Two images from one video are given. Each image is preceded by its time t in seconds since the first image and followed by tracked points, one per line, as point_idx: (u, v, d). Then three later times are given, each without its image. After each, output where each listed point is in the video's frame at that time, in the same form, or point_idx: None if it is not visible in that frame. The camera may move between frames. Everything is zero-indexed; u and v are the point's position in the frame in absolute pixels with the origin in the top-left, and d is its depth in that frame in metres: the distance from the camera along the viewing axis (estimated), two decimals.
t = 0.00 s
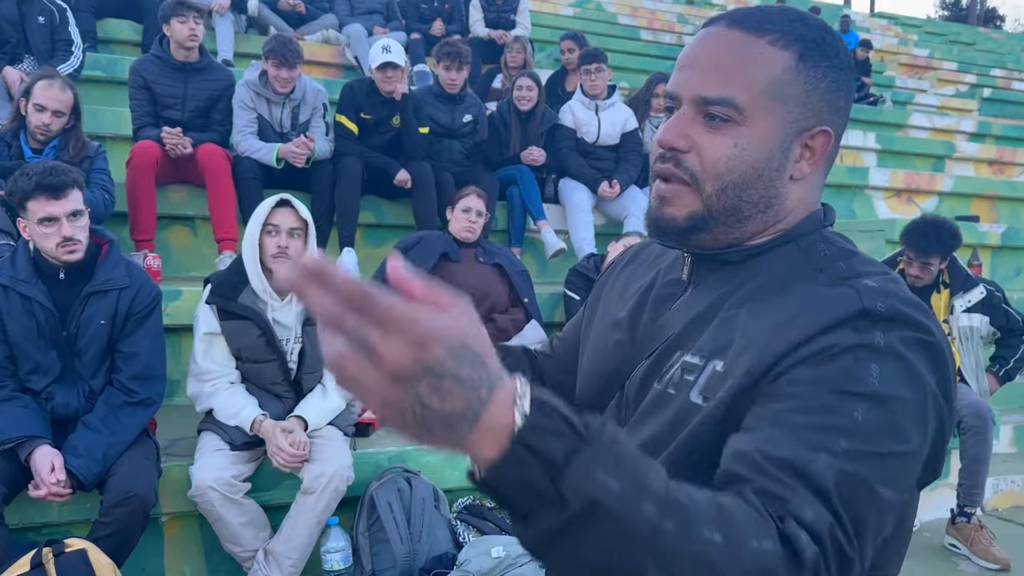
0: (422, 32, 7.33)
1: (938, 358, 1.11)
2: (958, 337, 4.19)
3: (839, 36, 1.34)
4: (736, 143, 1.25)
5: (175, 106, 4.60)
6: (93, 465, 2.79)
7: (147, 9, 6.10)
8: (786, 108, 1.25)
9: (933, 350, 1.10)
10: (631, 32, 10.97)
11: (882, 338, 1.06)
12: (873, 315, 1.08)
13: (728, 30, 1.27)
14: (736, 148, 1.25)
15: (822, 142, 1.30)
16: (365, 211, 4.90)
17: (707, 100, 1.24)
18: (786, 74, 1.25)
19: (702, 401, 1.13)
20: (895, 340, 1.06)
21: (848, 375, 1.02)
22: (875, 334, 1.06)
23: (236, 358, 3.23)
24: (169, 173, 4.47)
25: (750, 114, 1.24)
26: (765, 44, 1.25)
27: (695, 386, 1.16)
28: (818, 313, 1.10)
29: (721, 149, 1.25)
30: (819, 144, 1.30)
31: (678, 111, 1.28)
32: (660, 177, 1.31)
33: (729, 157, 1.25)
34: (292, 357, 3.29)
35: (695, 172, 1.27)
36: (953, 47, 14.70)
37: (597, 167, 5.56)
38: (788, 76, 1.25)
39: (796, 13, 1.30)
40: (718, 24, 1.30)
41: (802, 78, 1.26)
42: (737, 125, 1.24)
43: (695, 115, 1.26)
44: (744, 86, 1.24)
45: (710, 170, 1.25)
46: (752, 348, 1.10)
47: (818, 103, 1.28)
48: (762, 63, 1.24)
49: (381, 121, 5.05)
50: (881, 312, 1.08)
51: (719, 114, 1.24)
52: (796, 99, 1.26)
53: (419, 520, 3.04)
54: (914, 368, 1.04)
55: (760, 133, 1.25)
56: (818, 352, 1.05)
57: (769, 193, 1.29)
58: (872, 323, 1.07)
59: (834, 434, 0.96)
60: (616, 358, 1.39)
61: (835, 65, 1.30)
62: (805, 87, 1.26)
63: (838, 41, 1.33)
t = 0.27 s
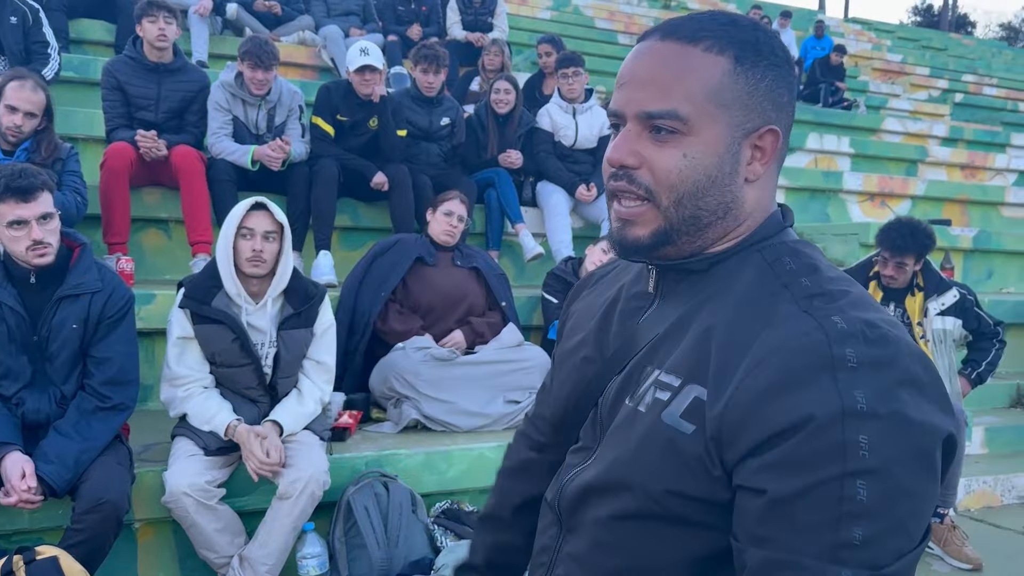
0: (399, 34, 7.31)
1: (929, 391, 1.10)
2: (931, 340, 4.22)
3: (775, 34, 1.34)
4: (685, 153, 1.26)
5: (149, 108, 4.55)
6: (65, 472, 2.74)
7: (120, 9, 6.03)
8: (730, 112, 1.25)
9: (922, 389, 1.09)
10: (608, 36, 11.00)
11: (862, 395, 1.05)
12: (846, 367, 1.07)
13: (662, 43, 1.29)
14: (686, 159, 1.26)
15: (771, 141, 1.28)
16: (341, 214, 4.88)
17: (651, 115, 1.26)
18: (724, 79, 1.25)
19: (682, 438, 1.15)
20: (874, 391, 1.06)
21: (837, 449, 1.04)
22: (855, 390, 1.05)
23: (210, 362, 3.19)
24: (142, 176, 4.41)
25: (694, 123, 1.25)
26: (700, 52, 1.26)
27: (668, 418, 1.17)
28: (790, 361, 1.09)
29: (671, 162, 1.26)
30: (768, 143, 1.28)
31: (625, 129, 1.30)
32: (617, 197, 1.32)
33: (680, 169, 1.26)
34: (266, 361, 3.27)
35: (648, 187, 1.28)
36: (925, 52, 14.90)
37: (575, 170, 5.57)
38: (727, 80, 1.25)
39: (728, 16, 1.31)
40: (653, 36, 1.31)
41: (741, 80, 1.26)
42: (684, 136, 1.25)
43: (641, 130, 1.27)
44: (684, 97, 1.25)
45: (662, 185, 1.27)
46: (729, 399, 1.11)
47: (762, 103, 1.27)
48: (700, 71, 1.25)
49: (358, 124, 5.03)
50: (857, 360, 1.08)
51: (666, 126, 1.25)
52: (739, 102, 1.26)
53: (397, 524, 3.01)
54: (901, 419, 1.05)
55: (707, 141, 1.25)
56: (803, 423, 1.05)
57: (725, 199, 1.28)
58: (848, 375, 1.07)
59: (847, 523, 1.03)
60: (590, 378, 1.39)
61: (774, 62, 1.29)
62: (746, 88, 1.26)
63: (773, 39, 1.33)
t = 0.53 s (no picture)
0: (388, 34, 7.29)
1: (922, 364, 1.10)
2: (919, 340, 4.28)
3: (734, 33, 1.34)
4: (651, 151, 1.24)
5: (135, 107, 4.53)
6: (51, 474, 2.72)
7: (107, 8, 5.99)
8: (694, 109, 1.24)
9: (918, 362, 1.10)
10: (597, 37, 11.01)
11: (865, 377, 1.04)
12: (844, 351, 1.05)
13: (624, 45, 1.28)
14: (652, 157, 1.25)
15: (736, 136, 1.27)
16: (330, 215, 4.87)
17: (617, 115, 1.25)
18: (687, 77, 1.24)
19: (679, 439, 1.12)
20: (875, 372, 1.04)
21: (856, 440, 1.02)
22: (857, 373, 1.04)
23: (197, 363, 3.18)
24: (129, 176, 4.38)
25: (659, 121, 1.24)
26: (662, 51, 1.26)
27: (660, 417, 1.14)
28: (788, 350, 1.07)
29: (637, 160, 1.25)
30: (734, 139, 1.27)
31: (591, 130, 1.29)
32: (587, 198, 1.31)
33: (646, 166, 1.25)
34: (254, 362, 3.25)
35: (616, 186, 1.26)
36: (912, 54, 15.00)
37: (564, 170, 5.58)
38: (689, 78, 1.25)
39: (687, 18, 1.31)
40: (615, 39, 1.31)
41: (703, 78, 1.25)
42: (650, 134, 1.24)
43: (608, 131, 1.27)
44: (648, 95, 1.24)
45: (630, 183, 1.25)
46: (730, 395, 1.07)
47: (726, 100, 1.26)
48: (664, 69, 1.25)
49: (346, 124, 5.02)
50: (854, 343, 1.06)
51: (631, 125, 1.24)
52: (702, 99, 1.25)
53: (386, 526, 3.00)
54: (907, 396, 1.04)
55: (672, 138, 1.24)
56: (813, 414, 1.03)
57: (693, 195, 1.26)
58: (845, 358, 1.05)
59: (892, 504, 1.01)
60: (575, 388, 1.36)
61: (735, 60, 1.29)
62: (709, 85, 1.25)
63: (734, 38, 1.33)
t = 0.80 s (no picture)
0: (383, 33, 7.27)
1: (899, 364, 1.06)
2: (914, 339, 4.27)
3: (734, 40, 1.35)
4: (657, 147, 1.24)
5: (129, 106, 4.51)
6: (46, 473, 2.71)
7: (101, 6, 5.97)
8: (699, 109, 1.25)
9: (893, 359, 1.06)
10: (592, 36, 11.01)
11: (826, 362, 1.02)
12: (811, 338, 1.04)
13: (632, 45, 1.28)
14: (657, 153, 1.24)
15: (736, 138, 1.28)
16: (326, 213, 4.86)
17: (624, 111, 1.25)
18: (692, 77, 1.25)
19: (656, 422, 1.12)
20: (840, 359, 1.03)
21: (800, 416, 1.01)
22: (819, 358, 1.03)
23: (192, 363, 3.17)
24: (123, 174, 4.37)
25: (665, 118, 1.24)
26: (669, 52, 1.26)
27: (645, 401, 1.14)
28: (756, 332, 1.07)
29: (643, 156, 1.24)
30: (734, 140, 1.28)
31: (597, 127, 1.29)
32: (591, 194, 1.30)
33: (651, 163, 1.24)
34: (250, 361, 3.24)
35: (622, 181, 1.26)
36: (907, 53, 15.02)
37: (560, 170, 5.58)
38: (694, 79, 1.25)
39: (691, 23, 1.32)
40: (623, 40, 1.31)
41: (708, 79, 1.25)
42: (655, 130, 1.24)
43: (614, 127, 1.26)
44: (656, 92, 1.24)
45: (635, 178, 1.25)
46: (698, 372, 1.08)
47: (728, 102, 1.27)
48: (670, 69, 1.25)
49: (341, 122, 5.00)
50: (822, 331, 1.05)
51: (637, 122, 1.24)
52: (706, 99, 1.25)
53: (382, 525, 3.00)
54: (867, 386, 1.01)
55: (677, 135, 1.24)
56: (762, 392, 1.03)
57: (697, 191, 1.27)
58: (813, 345, 1.04)
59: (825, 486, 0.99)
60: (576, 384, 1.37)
61: (736, 64, 1.30)
62: (713, 87, 1.26)
63: (735, 45, 1.34)
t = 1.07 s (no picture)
0: (380, 31, 7.26)
1: (867, 315, 1.10)
2: (911, 338, 4.25)
3: (750, 39, 1.38)
4: (674, 139, 1.26)
5: (126, 105, 4.51)
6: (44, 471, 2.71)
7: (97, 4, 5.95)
8: (715, 103, 1.27)
9: (859, 304, 1.10)
10: (589, 35, 11.00)
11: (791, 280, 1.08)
12: (786, 269, 1.11)
13: (652, 35, 1.28)
14: (673, 144, 1.26)
15: (749, 134, 1.32)
16: (323, 212, 4.85)
17: (642, 101, 1.24)
18: (711, 71, 1.26)
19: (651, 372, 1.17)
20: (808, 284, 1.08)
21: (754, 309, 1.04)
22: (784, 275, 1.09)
23: (190, 361, 3.16)
24: (120, 172, 4.36)
25: (684, 110, 1.25)
26: (689, 45, 1.27)
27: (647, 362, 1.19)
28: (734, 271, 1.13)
29: (659, 146, 1.26)
30: (747, 136, 1.32)
31: (612, 116, 1.29)
32: (607, 182, 1.31)
33: (668, 154, 1.26)
34: (248, 360, 3.23)
35: (638, 171, 1.28)
36: (903, 53, 15.04)
37: (557, 168, 5.57)
38: (714, 73, 1.26)
39: (709, 19, 1.33)
40: (642, 30, 1.30)
41: (726, 75, 1.28)
42: (673, 122, 1.25)
43: (631, 116, 1.26)
44: (676, 83, 1.25)
45: (652, 168, 1.27)
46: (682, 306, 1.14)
47: (743, 98, 1.30)
48: (690, 62, 1.26)
49: (339, 121, 4.99)
50: (795, 267, 1.11)
51: (655, 112, 1.25)
52: (723, 94, 1.28)
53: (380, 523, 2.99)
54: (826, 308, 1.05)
55: (694, 128, 1.27)
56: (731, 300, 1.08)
57: (709, 185, 1.30)
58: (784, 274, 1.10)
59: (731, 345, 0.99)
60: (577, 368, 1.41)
61: (752, 62, 1.32)
62: (730, 82, 1.28)
63: (750, 43, 1.37)
